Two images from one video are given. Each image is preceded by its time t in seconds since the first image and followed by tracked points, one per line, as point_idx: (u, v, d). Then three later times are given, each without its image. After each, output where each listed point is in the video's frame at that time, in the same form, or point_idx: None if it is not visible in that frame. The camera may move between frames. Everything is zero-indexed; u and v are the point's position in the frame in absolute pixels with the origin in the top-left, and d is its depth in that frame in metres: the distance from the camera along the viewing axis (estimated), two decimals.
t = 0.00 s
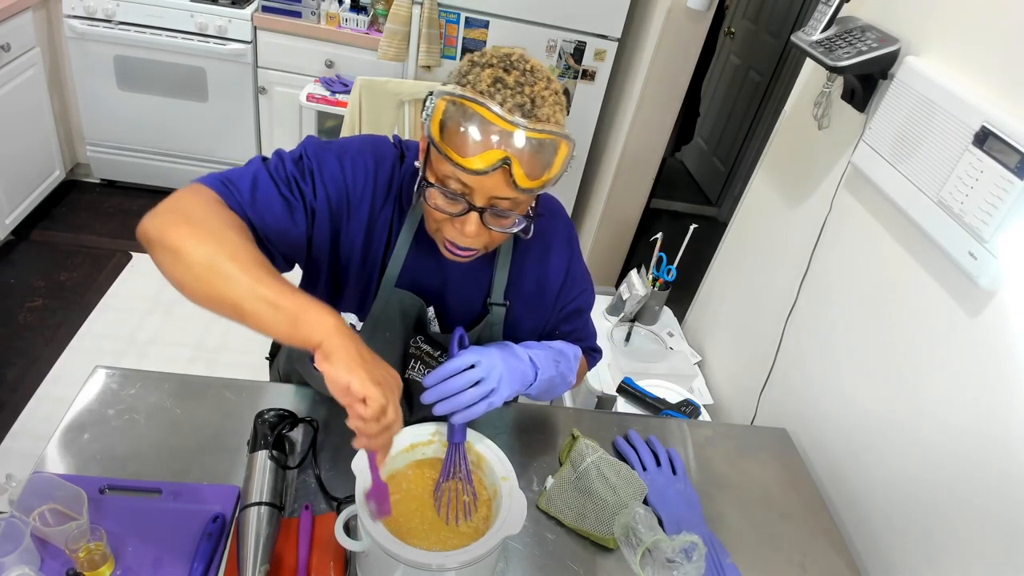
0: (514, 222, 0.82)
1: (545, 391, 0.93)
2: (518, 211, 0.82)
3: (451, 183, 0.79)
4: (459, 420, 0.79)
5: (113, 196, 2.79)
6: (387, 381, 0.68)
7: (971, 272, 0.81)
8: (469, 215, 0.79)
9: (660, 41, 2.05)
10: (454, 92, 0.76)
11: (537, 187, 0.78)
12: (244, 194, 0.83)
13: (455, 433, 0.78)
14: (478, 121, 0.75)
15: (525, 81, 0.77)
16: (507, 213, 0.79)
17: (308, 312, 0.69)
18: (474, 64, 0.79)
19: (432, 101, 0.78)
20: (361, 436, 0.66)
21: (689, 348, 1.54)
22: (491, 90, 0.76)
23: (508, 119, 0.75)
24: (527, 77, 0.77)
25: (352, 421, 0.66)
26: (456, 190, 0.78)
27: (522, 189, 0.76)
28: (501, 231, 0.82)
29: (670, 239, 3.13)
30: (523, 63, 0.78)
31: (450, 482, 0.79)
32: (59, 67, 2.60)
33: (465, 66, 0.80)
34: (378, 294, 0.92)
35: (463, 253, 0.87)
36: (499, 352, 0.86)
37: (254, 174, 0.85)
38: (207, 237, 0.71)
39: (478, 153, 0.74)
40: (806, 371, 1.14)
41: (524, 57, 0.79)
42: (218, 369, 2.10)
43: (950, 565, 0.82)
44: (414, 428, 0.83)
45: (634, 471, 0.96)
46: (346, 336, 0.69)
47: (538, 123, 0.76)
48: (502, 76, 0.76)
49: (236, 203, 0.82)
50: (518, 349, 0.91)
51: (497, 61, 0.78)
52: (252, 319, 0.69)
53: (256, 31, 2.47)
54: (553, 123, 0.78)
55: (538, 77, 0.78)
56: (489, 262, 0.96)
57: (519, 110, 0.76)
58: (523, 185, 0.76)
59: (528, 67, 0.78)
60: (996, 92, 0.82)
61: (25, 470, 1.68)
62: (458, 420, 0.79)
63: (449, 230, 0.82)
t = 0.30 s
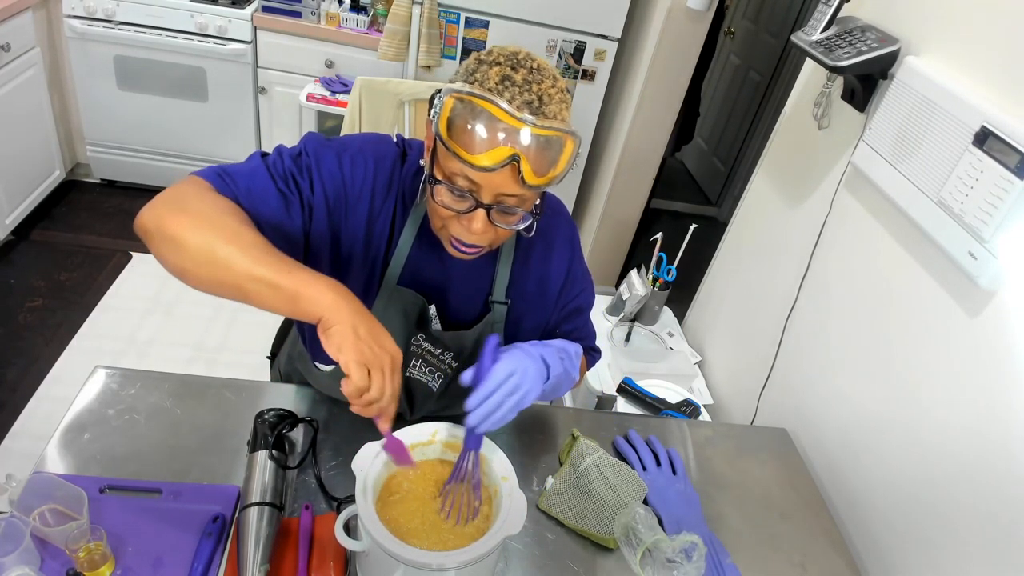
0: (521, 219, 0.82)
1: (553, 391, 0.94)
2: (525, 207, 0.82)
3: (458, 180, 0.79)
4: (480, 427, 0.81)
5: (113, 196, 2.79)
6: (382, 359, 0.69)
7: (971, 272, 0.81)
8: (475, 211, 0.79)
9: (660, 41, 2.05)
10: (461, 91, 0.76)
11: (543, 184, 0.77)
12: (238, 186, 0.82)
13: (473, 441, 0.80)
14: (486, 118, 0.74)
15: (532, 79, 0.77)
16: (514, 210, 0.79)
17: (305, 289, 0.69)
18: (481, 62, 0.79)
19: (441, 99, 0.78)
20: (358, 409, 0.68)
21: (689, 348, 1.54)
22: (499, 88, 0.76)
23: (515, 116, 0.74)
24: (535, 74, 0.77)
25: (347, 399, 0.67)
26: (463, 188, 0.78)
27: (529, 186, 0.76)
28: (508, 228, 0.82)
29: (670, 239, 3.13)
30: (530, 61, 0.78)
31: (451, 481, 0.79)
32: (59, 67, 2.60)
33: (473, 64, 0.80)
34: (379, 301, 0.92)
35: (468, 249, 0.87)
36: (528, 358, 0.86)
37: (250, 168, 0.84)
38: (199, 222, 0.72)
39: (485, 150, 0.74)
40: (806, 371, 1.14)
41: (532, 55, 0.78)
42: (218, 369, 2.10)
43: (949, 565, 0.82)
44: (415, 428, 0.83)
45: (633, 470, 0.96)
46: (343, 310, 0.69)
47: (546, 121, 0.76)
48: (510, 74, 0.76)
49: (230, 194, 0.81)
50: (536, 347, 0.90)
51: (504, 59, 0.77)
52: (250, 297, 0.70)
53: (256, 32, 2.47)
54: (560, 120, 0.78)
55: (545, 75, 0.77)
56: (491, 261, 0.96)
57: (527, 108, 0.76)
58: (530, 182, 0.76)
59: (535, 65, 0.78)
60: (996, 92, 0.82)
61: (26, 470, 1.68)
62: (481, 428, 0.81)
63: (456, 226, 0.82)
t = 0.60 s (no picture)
0: (510, 207, 0.82)
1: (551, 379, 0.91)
2: (513, 196, 0.81)
3: (444, 169, 0.78)
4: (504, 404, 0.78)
5: (113, 196, 2.79)
6: (322, 378, 0.69)
7: (971, 272, 0.81)
8: (462, 201, 0.79)
9: (660, 42, 2.05)
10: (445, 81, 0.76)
11: (529, 172, 0.77)
12: (213, 223, 0.83)
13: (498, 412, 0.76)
14: (471, 107, 0.74)
15: (516, 67, 0.75)
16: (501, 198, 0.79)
17: (264, 319, 0.74)
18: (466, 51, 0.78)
19: (426, 89, 0.78)
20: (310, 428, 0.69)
21: (689, 348, 1.54)
22: (483, 75, 0.75)
23: (500, 104, 0.74)
24: (520, 62, 0.76)
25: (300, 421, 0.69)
26: (449, 177, 0.78)
27: (514, 174, 0.76)
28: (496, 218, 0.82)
29: (670, 239, 3.13)
30: (515, 49, 0.77)
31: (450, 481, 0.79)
32: (59, 67, 2.61)
33: (458, 53, 0.79)
34: (378, 287, 0.91)
35: (457, 239, 0.86)
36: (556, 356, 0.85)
37: (225, 202, 0.85)
38: (186, 266, 0.79)
39: (470, 139, 0.74)
40: (806, 372, 1.14)
41: (517, 42, 0.77)
42: (218, 369, 2.10)
43: (950, 566, 0.82)
44: (415, 428, 0.83)
45: (633, 470, 0.96)
46: (298, 335, 0.72)
47: (530, 107, 0.75)
48: (493, 62, 0.75)
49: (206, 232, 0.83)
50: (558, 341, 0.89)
51: (488, 48, 0.77)
52: (231, 330, 0.76)
53: (256, 31, 2.47)
54: (546, 107, 0.77)
55: (530, 62, 0.76)
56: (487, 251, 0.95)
57: (511, 96, 0.75)
58: (515, 170, 0.76)
59: (520, 53, 0.77)
60: (996, 92, 0.82)
61: (25, 470, 1.68)
62: (505, 405, 0.77)
63: (444, 216, 0.82)
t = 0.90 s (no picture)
0: (473, 173, 0.80)
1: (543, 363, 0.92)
2: (476, 161, 0.80)
3: (404, 138, 0.78)
4: (489, 406, 0.79)
5: (114, 196, 2.79)
6: (303, 372, 0.80)
7: (971, 272, 0.81)
8: (422, 168, 0.78)
9: (661, 42, 2.05)
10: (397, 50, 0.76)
11: (485, 135, 0.77)
12: (224, 268, 0.93)
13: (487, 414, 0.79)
14: (423, 73, 0.74)
15: (466, 31, 0.75)
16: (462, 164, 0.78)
17: (283, 332, 0.87)
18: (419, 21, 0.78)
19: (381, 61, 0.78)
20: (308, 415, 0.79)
21: (689, 348, 1.54)
22: (433, 42, 0.75)
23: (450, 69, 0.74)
24: (470, 27, 0.76)
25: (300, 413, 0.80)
26: (408, 146, 0.78)
27: (470, 137, 0.75)
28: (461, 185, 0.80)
29: (670, 239, 3.13)
30: (466, 15, 0.76)
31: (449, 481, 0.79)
32: (59, 66, 2.61)
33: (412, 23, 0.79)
34: (359, 269, 0.91)
35: (426, 211, 0.84)
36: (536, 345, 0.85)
37: (230, 246, 0.94)
38: (233, 296, 0.92)
39: (423, 105, 0.74)
40: (807, 371, 1.14)
41: (468, 9, 0.77)
42: (218, 369, 2.10)
43: (950, 566, 0.82)
44: (414, 427, 0.83)
45: (633, 470, 0.96)
46: (305, 343, 0.86)
47: (482, 69, 0.75)
48: (442, 29, 0.75)
49: (224, 277, 0.93)
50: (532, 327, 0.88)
51: (439, 15, 0.76)
52: (264, 347, 0.89)
53: (256, 32, 2.47)
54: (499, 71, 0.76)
55: (481, 27, 0.76)
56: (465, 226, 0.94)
57: (461, 60, 0.75)
58: (469, 133, 0.75)
59: (471, 18, 0.76)
60: (996, 93, 0.82)
61: (25, 470, 1.68)
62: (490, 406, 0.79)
63: (409, 187, 0.81)
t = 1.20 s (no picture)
0: (438, 143, 0.80)
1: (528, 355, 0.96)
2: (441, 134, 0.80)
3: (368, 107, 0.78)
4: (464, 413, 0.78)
5: (114, 196, 2.79)
6: (306, 356, 0.82)
7: (971, 272, 0.81)
8: (385, 136, 0.78)
9: (661, 41, 2.05)
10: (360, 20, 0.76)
11: (447, 106, 0.76)
12: (217, 259, 0.94)
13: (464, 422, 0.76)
14: (386, 42, 0.74)
15: (428, 2, 0.76)
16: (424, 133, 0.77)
17: (275, 323, 0.88)
18: None
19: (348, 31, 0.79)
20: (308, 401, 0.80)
21: (689, 348, 1.54)
22: (395, 12, 0.76)
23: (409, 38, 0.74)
24: None
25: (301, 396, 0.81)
26: (372, 114, 0.78)
27: (429, 105, 0.75)
28: (426, 156, 0.80)
29: (670, 239, 3.13)
30: None
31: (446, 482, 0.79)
32: (59, 66, 2.61)
33: None
34: (345, 252, 0.92)
35: (394, 182, 0.83)
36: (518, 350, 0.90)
37: (220, 236, 0.94)
38: (225, 288, 0.93)
39: (382, 72, 0.74)
40: (807, 372, 1.14)
41: None
42: (218, 369, 2.10)
43: (950, 566, 0.82)
44: (415, 426, 0.83)
45: (633, 470, 0.96)
46: (298, 332, 0.87)
47: (444, 39, 0.76)
48: None
49: (217, 268, 0.94)
50: (511, 334, 0.94)
51: None
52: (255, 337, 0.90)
53: (256, 32, 2.47)
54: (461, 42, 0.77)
55: None
56: (449, 200, 0.94)
57: (422, 30, 0.75)
58: (429, 101, 0.75)
59: None
60: (997, 92, 0.82)
61: (26, 470, 1.68)
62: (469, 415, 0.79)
63: (374, 156, 0.80)
